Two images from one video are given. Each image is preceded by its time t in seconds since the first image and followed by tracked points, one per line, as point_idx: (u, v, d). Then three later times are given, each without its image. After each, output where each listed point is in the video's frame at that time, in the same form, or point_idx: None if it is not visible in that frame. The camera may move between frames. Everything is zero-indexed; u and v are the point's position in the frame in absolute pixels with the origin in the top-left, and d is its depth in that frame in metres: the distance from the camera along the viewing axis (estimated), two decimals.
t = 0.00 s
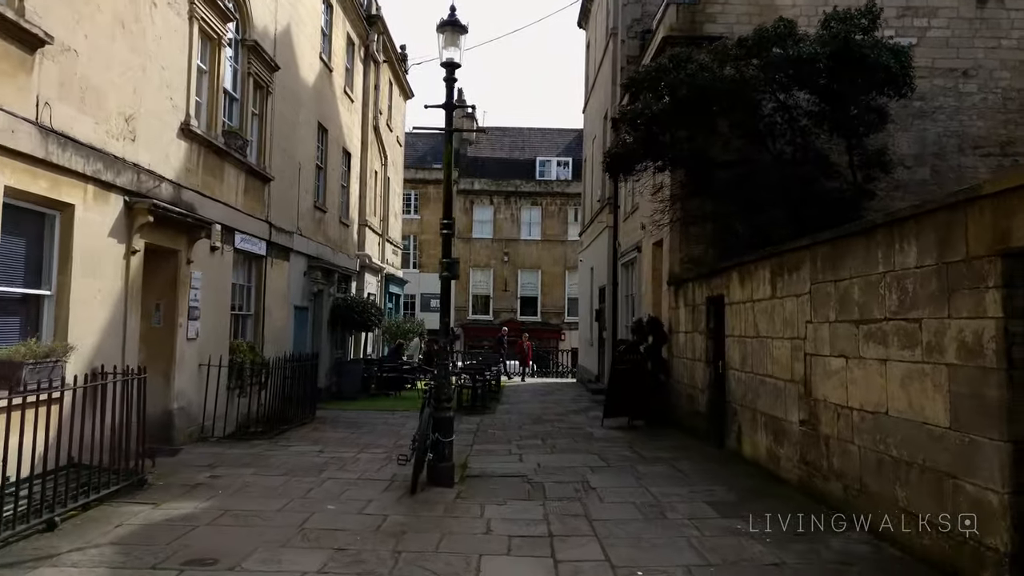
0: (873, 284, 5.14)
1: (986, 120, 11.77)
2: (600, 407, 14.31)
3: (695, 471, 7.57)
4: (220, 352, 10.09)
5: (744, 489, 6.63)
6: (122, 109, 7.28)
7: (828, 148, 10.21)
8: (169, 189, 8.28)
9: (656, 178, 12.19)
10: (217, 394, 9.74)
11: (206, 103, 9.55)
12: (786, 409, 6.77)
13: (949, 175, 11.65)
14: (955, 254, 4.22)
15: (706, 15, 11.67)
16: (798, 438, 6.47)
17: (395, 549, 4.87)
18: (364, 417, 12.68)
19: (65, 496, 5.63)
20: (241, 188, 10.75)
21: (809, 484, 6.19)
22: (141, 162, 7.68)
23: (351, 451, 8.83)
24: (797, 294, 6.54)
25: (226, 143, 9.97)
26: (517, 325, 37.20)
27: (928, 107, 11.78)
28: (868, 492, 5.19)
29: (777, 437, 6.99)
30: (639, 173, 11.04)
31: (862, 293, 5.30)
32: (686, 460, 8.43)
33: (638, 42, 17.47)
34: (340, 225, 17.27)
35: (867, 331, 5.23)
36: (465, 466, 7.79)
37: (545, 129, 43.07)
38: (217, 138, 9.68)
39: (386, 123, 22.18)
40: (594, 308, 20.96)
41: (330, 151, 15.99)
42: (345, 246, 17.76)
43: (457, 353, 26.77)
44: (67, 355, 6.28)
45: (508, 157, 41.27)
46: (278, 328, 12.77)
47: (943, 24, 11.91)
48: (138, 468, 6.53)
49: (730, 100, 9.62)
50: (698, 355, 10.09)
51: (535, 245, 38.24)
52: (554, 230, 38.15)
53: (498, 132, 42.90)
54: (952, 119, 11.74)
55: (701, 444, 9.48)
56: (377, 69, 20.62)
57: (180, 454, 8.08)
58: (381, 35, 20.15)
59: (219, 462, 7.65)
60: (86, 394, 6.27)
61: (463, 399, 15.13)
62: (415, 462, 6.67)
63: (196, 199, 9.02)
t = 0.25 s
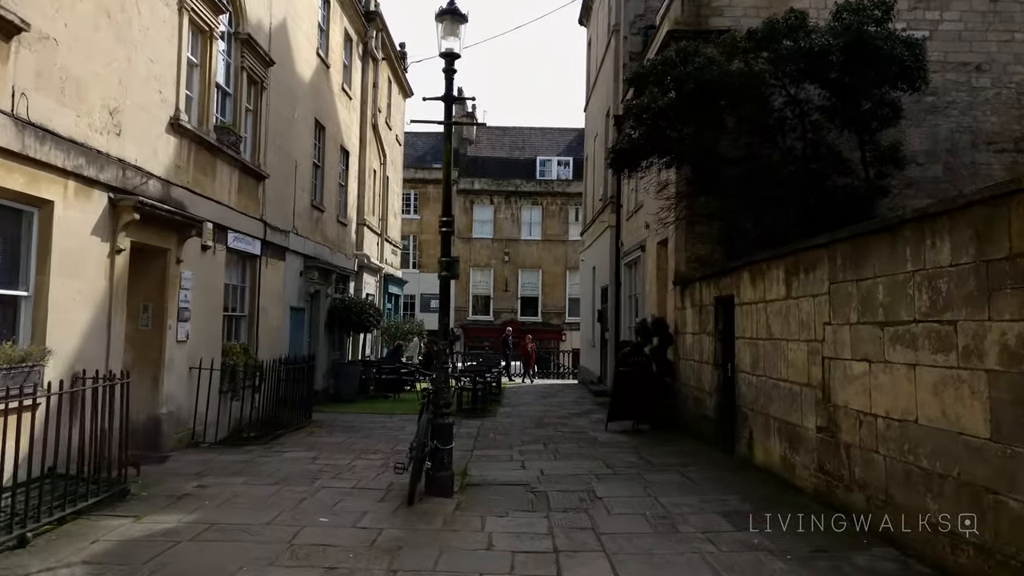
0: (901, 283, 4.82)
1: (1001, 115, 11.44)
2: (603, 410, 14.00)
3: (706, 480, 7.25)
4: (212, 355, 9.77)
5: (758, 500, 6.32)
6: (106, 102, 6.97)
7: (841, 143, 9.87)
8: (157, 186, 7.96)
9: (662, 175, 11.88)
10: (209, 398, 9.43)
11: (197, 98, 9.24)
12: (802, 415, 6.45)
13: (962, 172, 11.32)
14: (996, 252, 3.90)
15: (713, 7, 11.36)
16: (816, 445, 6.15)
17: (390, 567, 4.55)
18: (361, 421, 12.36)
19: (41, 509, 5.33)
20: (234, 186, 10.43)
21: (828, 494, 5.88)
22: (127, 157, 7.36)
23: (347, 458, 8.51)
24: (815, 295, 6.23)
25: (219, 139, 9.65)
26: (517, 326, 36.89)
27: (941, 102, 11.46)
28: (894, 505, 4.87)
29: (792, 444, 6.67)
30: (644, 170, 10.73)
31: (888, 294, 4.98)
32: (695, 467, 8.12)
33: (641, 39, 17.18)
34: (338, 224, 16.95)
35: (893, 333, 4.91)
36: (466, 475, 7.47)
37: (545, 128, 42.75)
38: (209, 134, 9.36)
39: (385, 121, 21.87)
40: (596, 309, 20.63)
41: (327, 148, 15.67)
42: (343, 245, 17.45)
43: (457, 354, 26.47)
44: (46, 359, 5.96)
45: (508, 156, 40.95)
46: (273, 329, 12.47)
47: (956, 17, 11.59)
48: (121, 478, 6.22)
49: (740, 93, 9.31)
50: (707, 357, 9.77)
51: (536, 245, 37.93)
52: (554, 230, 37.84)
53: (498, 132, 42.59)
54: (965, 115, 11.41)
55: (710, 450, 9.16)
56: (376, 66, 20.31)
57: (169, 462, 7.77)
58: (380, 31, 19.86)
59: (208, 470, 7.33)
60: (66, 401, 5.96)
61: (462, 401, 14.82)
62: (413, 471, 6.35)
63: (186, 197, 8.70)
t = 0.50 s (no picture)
0: (940, 275, 4.41)
1: (1019, 105, 11.02)
2: (607, 411, 13.58)
3: (719, 486, 6.84)
4: (200, 354, 9.35)
5: (777, 509, 5.90)
6: (81, 84, 6.55)
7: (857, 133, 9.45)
8: (139, 176, 7.55)
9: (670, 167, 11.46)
10: (196, 399, 9.01)
11: (183, 85, 8.82)
12: (824, 418, 6.03)
13: (980, 163, 10.90)
14: None
15: None
16: (839, 450, 5.74)
17: None
18: (357, 423, 11.95)
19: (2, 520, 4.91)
20: (223, 178, 10.00)
21: (854, 503, 5.46)
22: (105, 143, 6.94)
23: (340, 462, 8.10)
24: (837, 289, 5.81)
25: (206, 128, 9.23)
26: (517, 324, 36.46)
27: (957, 92, 11.04)
28: (933, 517, 4.45)
29: (812, 448, 6.26)
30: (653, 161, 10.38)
31: (924, 287, 4.57)
32: (706, 472, 7.70)
33: (644, 30, 16.96)
34: (334, 220, 16.54)
35: (930, 330, 4.50)
36: (464, 481, 7.06)
37: (545, 125, 42.32)
38: (196, 122, 8.94)
39: (382, 116, 21.46)
40: (598, 307, 20.21)
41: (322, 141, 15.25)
42: (339, 241, 17.03)
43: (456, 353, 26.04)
44: (12, 357, 5.54)
45: (508, 154, 40.53)
46: (266, 328, 12.06)
47: (973, 4, 11.19)
48: (94, 485, 5.79)
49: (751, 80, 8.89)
50: (717, 356, 9.35)
51: (536, 243, 37.51)
52: (555, 228, 37.42)
53: (498, 129, 42.17)
54: (983, 105, 10.99)
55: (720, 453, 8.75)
56: (373, 59, 19.89)
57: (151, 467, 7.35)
58: (377, 23, 19.44)
59: (191, 475, 6.92)
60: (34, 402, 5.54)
61: (461, 402, 14.41)
62: (407, 477, 5.94)
63: (170, 187, 8.29)
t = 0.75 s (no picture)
0: (982, 275, 4.05)
1: None
2: (610, 414, 13.23)
3: (733, 498, 6.48)
4: (189, 356, 8.99)
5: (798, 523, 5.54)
6: (58, 71, 6.18)
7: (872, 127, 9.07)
8: (121, 169, 7.18)
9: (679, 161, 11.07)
10: (184, 403, 8.64)
11: (171, 75, 8.45)
12: (846, 426, 5.67)
13: (997, 159, 10.54)
14: None
15: None
16: (864, 462, 5.38)
17: None
18: (353, 426, 11.60)
19: None
20: (213, 172, 9.64)
21: (882, 519, 5.11)
22: (84, 134, 6.58)
23: (334, 470, 7.74)
24: (860, 289, 5.45)
25: (194, 120, 8.87)
26: (517, 323, 36.10)
27: (974, 85, 10.67)
28: (975, 538, 4.09)
29: (833, 458, 5.90)
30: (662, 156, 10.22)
31: (964, 288, 4.21)
32: (718, 481, 7.34)
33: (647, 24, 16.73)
34: (330, 216, 16.20)
35: (971, 334, 4.14)
36: (464, 492, 6.71)
37: (545, 122, 41.94)
38: (184, 114, 8.57)
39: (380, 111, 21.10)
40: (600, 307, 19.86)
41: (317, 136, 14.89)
42: (336, 239, 16.70)
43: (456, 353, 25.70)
44: None
45: (508, 151, 40.16)
46: (259, 328, 11.71)
47: None
48: (68, 498, 5.41)
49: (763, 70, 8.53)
50: (727, 359, 9.00)
51: (536, 242, 37.16)
52: (555, 226, 37.06)
53: (497, 126, 41.79)
54: (1000, 99, 10.63)
55: (731, 460, 8.40)
56: (371, 53, 19.52)
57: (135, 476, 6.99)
58: (375, 16, 19.06)
59: (176, 484, 6.55)
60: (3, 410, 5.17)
61: (460, 404, 14.06)
62: (404, 488, 5.59)
63: (156, 181, 7.92)
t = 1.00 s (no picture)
0: None
1: None
2: (615, 417, 12.83)
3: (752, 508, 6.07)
4: (176, 356, 8.58)
5: (826, 538, 5.13)
6: (30, 52, 5.78)
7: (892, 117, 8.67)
8: (102, 158, 6.78)
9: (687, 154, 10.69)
10: (171, 406, 8.23)
11: (156, 62, 8.05)
12: (877, 433, 5.26)
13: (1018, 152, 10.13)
14: None
15: None
16: (898, 471, 4.97)
17: None
18: (349, 430, 11.19)
19: None
20: (203, 165, 9.24)
21: (920, 535, 4.69)
22: (60, 120, 6.18)
23: (328, 477, 7.33)
24: (892, 285, 5.06)
25: (182, 110, 8.47)
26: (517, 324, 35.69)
27: (994, 75, 10.27)
28: None
29: (862, 467, 5.49)
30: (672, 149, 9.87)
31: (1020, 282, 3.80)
32: (733, 489, 6.94)
33: (653, 16, 16.16)
34: (326, 213, 15.81)
35: None
36: (466, 502, 6.30)
37: (546, 121, 41.53)
38: (171, 103, 8.17)
39: (379, 107, 20.70)
40: (603, 307, 19.45)
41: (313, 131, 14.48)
42: (333, 237, 16.31)
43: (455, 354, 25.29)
44: None
45: (508, 150, 39.76)
46: (252, 328, 11.34)
47: None
48: (36, 511, 4.98)
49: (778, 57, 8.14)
50: (740, 360, 8.59)
51: (536, 241, 36.76)
52: (555, 225, 36.66)
53: (497, 125, 41.38)
54: (1021, 90, 10.22)
55: (745, 466, 8.00)
56: (369, 47, 19.12)
57: (115, 484, 6.57)
58: (373, 9, 18.66)
59: (158, 494, 6.14)
60: None
61: (460, 407, 13.67)
62: (401, 500, 5.17)
63: (140, 173, 7.52)
